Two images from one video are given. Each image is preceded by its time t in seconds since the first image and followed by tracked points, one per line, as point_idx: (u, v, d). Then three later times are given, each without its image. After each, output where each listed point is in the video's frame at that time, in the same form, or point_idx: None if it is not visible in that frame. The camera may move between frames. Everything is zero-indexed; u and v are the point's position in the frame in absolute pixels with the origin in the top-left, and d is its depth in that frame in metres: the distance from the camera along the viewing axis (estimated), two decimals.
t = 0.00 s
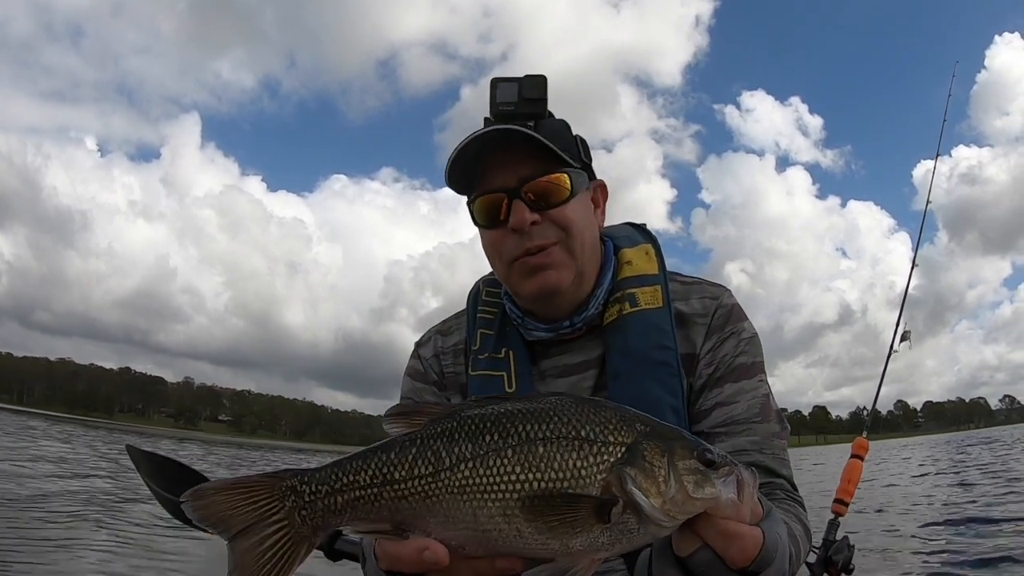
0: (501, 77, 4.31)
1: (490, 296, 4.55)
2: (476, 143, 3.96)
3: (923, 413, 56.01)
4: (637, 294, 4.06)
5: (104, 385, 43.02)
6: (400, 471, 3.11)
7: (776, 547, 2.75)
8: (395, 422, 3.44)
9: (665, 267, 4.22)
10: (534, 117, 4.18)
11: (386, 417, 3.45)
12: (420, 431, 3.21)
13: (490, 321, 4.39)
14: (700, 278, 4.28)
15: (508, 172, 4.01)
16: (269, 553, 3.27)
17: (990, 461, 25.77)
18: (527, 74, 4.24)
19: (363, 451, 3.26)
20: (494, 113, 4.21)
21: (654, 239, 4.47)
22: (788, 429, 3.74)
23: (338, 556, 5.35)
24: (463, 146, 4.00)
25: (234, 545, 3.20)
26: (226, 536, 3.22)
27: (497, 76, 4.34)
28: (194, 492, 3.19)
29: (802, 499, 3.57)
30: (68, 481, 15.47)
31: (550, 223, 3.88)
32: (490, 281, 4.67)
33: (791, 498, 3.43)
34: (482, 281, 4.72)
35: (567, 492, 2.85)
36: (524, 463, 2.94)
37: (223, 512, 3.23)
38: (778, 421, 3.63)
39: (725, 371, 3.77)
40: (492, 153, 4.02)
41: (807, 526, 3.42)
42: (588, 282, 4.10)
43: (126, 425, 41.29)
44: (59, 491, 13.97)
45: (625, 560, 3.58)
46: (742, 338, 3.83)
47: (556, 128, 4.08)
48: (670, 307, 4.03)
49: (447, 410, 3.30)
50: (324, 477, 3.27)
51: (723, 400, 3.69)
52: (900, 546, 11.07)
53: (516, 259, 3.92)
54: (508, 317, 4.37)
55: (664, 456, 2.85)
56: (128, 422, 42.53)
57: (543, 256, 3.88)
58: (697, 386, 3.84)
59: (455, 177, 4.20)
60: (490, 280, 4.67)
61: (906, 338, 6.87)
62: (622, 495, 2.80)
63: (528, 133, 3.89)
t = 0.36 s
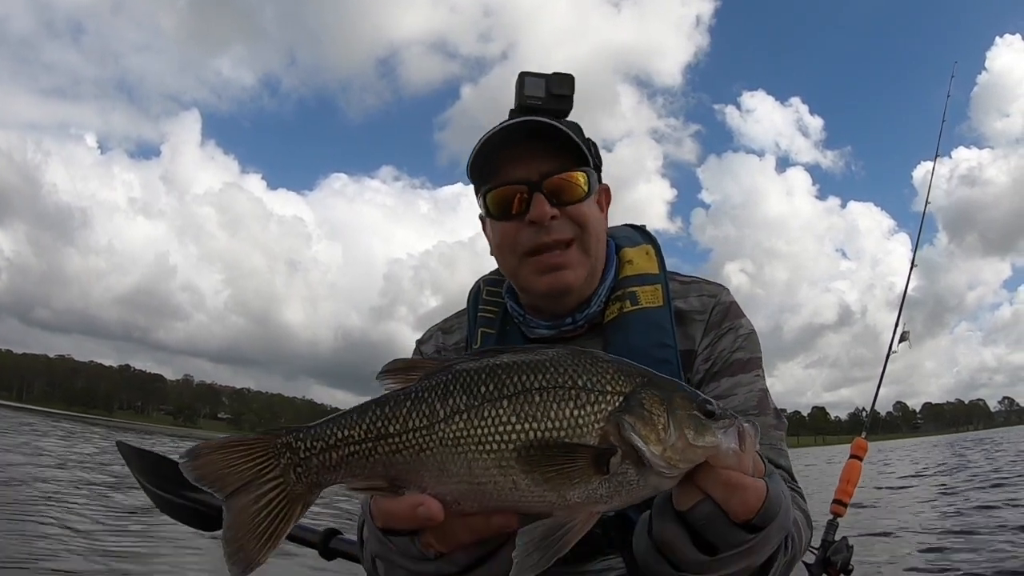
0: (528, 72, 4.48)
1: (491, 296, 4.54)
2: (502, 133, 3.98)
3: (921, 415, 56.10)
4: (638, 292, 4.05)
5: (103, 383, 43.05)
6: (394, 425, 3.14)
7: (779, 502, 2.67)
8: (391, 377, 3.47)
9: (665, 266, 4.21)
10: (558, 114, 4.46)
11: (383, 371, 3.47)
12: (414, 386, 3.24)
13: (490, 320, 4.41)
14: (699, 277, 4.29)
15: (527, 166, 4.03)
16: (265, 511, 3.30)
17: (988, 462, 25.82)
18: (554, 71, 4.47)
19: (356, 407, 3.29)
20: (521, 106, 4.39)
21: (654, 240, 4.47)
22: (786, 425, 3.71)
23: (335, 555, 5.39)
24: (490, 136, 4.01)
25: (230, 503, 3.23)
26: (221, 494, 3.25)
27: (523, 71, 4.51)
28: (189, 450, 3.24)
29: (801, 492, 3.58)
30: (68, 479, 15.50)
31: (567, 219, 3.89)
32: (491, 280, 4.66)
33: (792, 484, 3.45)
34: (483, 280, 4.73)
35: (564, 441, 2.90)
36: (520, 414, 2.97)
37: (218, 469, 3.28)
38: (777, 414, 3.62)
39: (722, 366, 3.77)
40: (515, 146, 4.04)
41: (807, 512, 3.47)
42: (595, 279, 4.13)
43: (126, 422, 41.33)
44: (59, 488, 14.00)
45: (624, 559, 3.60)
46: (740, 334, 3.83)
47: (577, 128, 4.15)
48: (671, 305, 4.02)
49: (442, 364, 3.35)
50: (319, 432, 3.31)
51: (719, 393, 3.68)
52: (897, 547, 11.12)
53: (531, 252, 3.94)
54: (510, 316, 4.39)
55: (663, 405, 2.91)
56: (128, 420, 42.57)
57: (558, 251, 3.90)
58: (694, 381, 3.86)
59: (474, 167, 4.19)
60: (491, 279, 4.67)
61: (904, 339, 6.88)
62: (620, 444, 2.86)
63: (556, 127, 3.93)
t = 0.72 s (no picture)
0: (553, 72, 4.49)
1: (496, 294, 4.52)
2: (521, 131, 3.98)
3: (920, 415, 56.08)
4: (643, 292, 4.03)
5: (102, 381, 42.96)
6: (417, 380, 3.21)
7: (791, 486, 2.79)
8: (414, 333, 3.50)
9: (670, 269, 4.18)
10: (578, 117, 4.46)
11: (407, 327, 3.50)
12: (440, 343, 3.31)
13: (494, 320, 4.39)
14: (702, 279, 4.27)
15: (542, 166, 4.02)
16: (275, 458, 3.41)
17: (987, 462, 25.80)
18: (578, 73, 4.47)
19: (379, 361, 3.37)
20: (542, 104, 4.40)
21: (659, 242, 4.45)
22: (786, 426, 3.70)
23: (332, 557, 5.35)
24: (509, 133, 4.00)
25: (240, 445, 3.36)
26: (232, 436, 3.38)
27: (548, 71, 4.52)
28: (205, 390, 3.39)
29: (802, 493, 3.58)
30: (66, 477, 15.44)
31: (578, 220, 3.87)
32: (495, 279, 4.63)
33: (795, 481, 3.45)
34: (488, 279, 4.71)
35: (585, 406, 2.99)
36: (543, 376, 3.05)
37: (233, 410, 3.42)
38: (779, 416, 3.60)
39: (723, 366, 3.76)
40: (532, 146, 4.03)
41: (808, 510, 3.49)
42: (600, 281, 4.13)
43: (124, 420, 41.24)
44: (56, 486, 13.94)
45: (625, 557, 3.56)
46: (741, 334, 3.82)
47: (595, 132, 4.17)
48: (675, 307, 4.00)
49: (465, 324, 3.42)
50: (339, 383, 3.41)
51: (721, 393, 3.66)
52: (897, 547, 11.09)
53: (540, 250, 3.91)
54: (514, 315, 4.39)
55: (684, 380, 3.02)
56: (126, 418, 42.49)
57: (566, 251, 3.88)
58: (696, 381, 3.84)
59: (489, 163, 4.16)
60: (495, 277, 4.65)
61: (906, 341, 6.86)
62: (639, 414, 2.97)
63: (577, 130, 3.94)
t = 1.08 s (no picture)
0: (553, 66, 4.48)
1: (497, 290, 4.52)
2: (523, 125, 3.96)
3: (918, 415, 56.18)
4: (643, 289, 4.03)
5: (99, 382, 42.86)
6: (421, 368, 3.20)
7: (788, 474, 2.79)
8: (417, 323, 3.48)
9: (670, 265, 4.17)
10: (578, 111, 4.46)
11: (410, 316, 3.48)
12: (444, 331, 3.30)
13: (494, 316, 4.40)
14: (703, 275, 4.27)
15: (543, 159, 4.01)
16: (280, 446, 3.41)
17: (985, 462, 25.85)
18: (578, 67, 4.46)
19: (384, 348, 3.36)
20: (542, 99, 4.38)
21: (659, 238, 4.44)
22: (787, 422, 3.69)
23: (335, 547, 5.33)
24: (510, 127, 3.97)
25: (245, 434, 3.34)
26: (236, 425, 3.37)
27: (548, 65, 4.50)
28: (209, 380, 3.38)
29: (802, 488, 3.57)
30: (63, 479, 15.39)
31: (582, 213, 3.86)
32: (496, 274, 4.63)
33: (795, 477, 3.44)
34: (488, 275, 4.70)
35: (588, 394, 2.99)
36: (547, 364, 3.05)
37: (236, 400, 3.41)
38: (779, 413, 3.60)
39: (724, 362, 3.75)
40: (534, 139, 4.02)
41: (808, 507, 3.48)
42: (603, 274, 4.13)
43: (122, 422, 41.15)
44: (53, 488, 13.90)
45: (625, 552, 3.55)
46: (742, 330, 3.82)
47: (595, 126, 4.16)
48: (676, 303, 3.99)
49: (468, 313, 3.41)
50: (344, 371, 3.41)
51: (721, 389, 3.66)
52: (896, 546, 11.11)
53: (543, 243, 3.89)
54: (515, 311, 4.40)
55: (684, 369, 3.04)
56: (124, 420, 42.41)
57: (570, 244, 3.87)
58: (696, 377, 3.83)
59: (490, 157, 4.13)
60: (496, 273, 4.64)
61: (906, 340, 6.87)
62: (641, 402, 2.98)
63: (579, 123, 3.93)
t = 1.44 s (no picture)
0: (554, 69, 4.48)
1: (496, 293, 4.51)
2: (523, 129, 3.96)
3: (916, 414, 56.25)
4: (643, 293, 4.02)
5: (97, 384, 42.78)
6: (417, 390, 3.19)
7: (787, 486, 2.81)
8: (410, 343, 3.49)
9: (670, 268, 4.17)
10: (579, 113, 4.46)
11: (403, 336, 3.49)
12: (439, 352, 3.29)
13: (494, 318, 4.39)
14: (702, 277, 4.27)
15: (545, 163, 4.00)
16: (277, 471, 3.41)
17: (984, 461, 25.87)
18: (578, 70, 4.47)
19: (379, 369, 3.35)
20: (543, 101, 4.37)
21: (659, 240, 4.44)
22: (786, 425, 3.70)
23: (333, 555, 5.34)
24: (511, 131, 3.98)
25: (242, 461, 3.35)
26: (233, 453, 3.37)
27: (548, 68, 4.50)
28: (204, 409, 3.39)
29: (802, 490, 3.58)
30: (61, 481, 15.36)
31: (583, 219, 3.86)
32: (495, 276, 4.63)
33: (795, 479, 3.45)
34: (487, 276, 4.70)
35: (585, 413, 2.98)
36: (542, 384, 3.04)
37: (232, 427, 3.41)
38: (778, 416, 3.60)
39: (724, 365, 3.75)
40: (534, 144, 4.02)
41: (808, 509, 3.50)
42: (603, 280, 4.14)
43: (121, 424, 41.07)
44: (52, 490, 13.88)
45: (625, 556, 3.56)
46: (741, 333, 3.82)
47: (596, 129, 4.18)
48: (675, 306, 3.99)
49: (463, 332, 3.40)
50: (339, 394, 3.40)
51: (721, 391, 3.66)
52: (896, 545, 11.11)
53: (544, 250, 3.90)
54: (514, 313, 4.39)
55: (681, 385, 3.01)
56: (122, 421, 42.35)
57: (571, 250, 3.87)
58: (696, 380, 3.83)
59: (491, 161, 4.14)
60: (495, 275, 4.64)
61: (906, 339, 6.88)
62: (638, 421, 2.96)
63: (580, 128, 3.93)
